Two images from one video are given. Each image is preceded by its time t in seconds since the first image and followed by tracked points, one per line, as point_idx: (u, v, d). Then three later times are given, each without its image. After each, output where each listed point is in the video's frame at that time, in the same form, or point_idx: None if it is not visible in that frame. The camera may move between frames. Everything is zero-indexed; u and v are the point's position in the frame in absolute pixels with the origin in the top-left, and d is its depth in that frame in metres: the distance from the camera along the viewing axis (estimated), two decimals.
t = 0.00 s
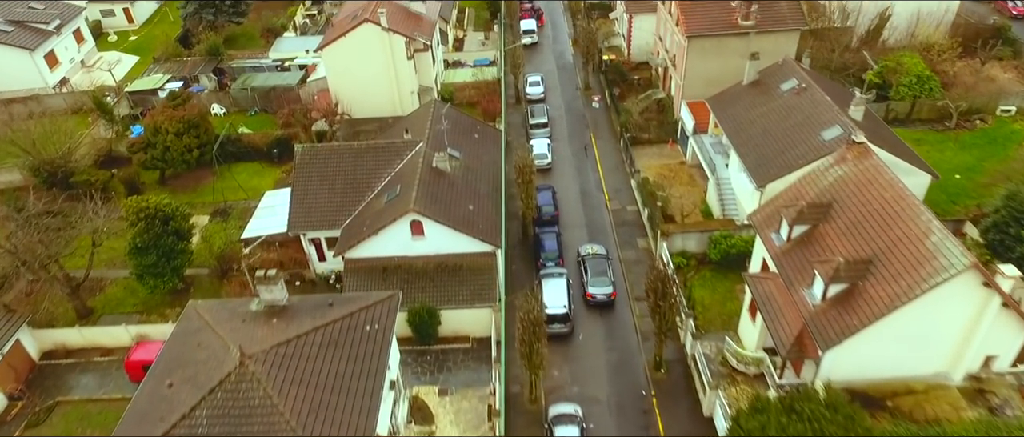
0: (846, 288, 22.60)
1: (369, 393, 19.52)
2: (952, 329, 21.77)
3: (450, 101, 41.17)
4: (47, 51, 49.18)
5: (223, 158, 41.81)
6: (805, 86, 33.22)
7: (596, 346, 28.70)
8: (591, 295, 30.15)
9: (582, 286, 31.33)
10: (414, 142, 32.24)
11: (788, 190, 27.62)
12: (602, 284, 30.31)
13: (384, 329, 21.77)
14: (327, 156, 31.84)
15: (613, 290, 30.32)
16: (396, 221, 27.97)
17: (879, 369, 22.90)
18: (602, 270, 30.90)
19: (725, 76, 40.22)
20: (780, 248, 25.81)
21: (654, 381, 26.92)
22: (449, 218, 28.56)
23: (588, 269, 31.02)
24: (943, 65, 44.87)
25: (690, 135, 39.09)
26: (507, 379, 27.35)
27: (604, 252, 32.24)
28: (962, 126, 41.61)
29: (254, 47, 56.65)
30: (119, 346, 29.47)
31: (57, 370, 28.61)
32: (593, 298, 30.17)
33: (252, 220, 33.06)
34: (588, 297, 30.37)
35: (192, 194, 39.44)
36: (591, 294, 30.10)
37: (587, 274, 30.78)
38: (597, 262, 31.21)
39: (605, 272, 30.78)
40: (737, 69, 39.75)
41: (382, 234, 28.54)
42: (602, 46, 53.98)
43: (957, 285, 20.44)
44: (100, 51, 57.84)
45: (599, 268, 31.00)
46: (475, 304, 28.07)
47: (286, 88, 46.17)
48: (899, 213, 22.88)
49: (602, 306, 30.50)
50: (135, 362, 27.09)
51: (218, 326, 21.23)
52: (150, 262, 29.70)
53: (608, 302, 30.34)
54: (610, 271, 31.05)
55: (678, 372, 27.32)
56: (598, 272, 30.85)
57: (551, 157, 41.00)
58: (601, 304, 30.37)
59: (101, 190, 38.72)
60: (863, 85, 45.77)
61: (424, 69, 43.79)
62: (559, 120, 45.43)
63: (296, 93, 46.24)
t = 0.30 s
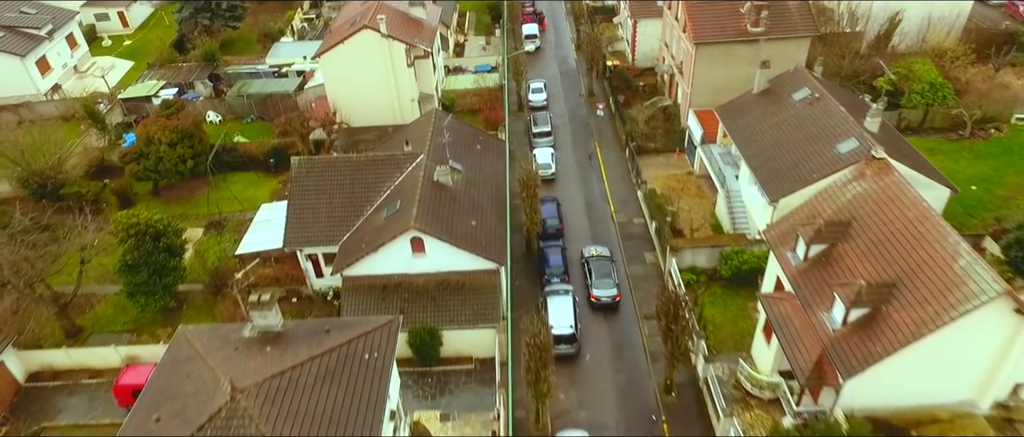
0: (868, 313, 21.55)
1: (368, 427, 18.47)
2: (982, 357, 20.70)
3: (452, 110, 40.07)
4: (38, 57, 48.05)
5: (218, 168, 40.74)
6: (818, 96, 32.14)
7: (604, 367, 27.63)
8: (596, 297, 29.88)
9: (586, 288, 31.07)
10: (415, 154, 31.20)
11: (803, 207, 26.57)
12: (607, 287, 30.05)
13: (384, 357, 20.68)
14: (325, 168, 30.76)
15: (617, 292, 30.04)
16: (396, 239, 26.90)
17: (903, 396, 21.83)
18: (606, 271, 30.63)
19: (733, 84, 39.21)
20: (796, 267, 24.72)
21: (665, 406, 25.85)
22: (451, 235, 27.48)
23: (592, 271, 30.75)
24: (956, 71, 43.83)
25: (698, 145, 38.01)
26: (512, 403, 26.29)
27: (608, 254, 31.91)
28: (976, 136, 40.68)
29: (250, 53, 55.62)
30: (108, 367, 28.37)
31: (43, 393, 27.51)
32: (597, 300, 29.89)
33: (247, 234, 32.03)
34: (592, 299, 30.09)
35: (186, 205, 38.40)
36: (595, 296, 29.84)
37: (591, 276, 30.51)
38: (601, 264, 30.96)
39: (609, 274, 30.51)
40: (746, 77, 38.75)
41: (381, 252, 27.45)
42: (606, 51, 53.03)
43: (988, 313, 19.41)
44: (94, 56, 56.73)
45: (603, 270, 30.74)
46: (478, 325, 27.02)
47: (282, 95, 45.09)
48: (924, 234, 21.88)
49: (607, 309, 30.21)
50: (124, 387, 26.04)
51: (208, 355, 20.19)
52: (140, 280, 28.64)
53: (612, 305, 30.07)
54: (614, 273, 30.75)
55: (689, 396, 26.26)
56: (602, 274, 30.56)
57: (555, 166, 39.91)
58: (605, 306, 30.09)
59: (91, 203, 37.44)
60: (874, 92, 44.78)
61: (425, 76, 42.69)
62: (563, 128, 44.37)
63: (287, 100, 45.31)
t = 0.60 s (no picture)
0: (892, 341, 20.46)
1: None
2: (1014, 389, 19.60)
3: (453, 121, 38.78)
4: (29, 63, 46.93)
5: (212, 179, 39.65)
6: (832, 107, 31.05)
7: (612, 390, 26.56)
8: (600, 300, 29.65)
9: (589, 290, 30.86)
10: (415, 168, 30.08)
11: (820, 225, 25.49)
12: (611, 289, 29.82)
13: (382, 390, 19.55)
14: (322, 182, 29.65)
15: (621, 295, 29.82)
16: (396, 258, 25.82)
17: (928, 429, 20.72)
18: (610, 274, 30.38)
19: (742, 93, 38.10)
20: (813, 289, 23.57)
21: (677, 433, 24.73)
22: (452, 254, 26.37)
23: (595, 274, 30.48)
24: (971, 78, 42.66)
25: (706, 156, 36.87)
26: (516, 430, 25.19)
27: (612, 257, 31.60)
28: (992, 145, 39.54)
29: (246, 58, 54.52)
30: (96, 391, 27.23)
31: (27, 418, 26.36)
32: (601, 303, 29.67)
33: (241, 250, 31.02)
34: (595, 302, 29.86)
35: (179, 217, 37.34)
36: (599, 299, 29.63)
37: (594, 279, 30.27)
38: (605, 266, 30.67)
39: (613, 277, 30.25)
40: (755, 86, 37.68)
41: (380, 271, 26.35)
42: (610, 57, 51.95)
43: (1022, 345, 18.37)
44: (88, 61, 55.67)
45: (607, 272, 30.47)
46: (481, 348, 25.94)
47: (279, 103, 43.98)
48: (951, 258, 20.85)
49: (611, 312, 30.01)
50: (111, 414, 24.97)
51: (197, 389, 19.08)
52: (130, 300, 27.55)
53: (616, 307, 29.83)
54: (618, 276, 30.50)
55: (702, 422, 25.16)
56: (606, 277, 30.31)
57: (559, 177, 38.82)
58: (609, 309, 29.86)
59: (81, 215, 36.41)
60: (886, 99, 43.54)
61: (425, 84, 41.57)
62: (566, 137, 43.31)
63: (287, 108, 44.13)
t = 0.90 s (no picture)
0: (923, 377, 19.22)
1: None
2: None
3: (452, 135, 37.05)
4: (17, 71, 45.52)
5: (205, 192, 38.34)
6: (849, 120, 29.81)
7: (622, 420, 25.30)
8: (604, 304, 29.32)
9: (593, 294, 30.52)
10: (414, 185, 28.81)
11: (840, 247, 24.22)
12: (616, 293, 29.47)
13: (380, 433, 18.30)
14: (317, 199, 28.33)
15: (625, 298, 29.50)
16: (395, 283, 24.50)
17: None
18: (614, 277, 30.01)
19: (752, 104, 36.81)
20: (835, 317, 22.26)
21: None
22: (453, 278, 25.06)
23: (600, 277, 30.10)
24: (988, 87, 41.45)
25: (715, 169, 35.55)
26: None
27: (616, 259, 31.32)
28: (1010, 157, 38.44)
29: (241, 65, 53.17)
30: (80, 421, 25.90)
31: None
32: (605, 306, 29.34)
33: (233, 271, 29.77)
34: (600, 306, 29.53)
35: (171, 232, 36.04)
36: (603, 303, 29.30)
37: (599, 282, 29.91)
38: (609, 270, 30.29)
39: (618, 279, 29.89)
40: (766, 96, 36.40)
41: (377, 297, 25.03)
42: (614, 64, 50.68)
43: None
44: (79, 68, 54.25)
45: (611, 275, 30.11)
46: (483, 377, 24.75)
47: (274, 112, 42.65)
48: (985, 289, 19.66)
49: (616, 315, 29.71)
50: None
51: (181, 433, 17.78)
52: (115, 325, 26.26)
53: (621, 311, 29.52)
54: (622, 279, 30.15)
55: None
56: (610, 280, 29.96)
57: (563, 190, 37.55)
58: (613, 312, 29.55)
59: (68, 231, 35.00)
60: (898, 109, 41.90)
61: (424, 94, 40.26)
62: (570, 147, 42.05)
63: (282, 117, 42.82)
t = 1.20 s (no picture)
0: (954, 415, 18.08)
1: None
2: None
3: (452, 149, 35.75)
4: (6, 78, 44.28)
5: (198, 204, 37.19)
6: (865, 134, 28.68)
7: None
8: (608, 308, 28.95)
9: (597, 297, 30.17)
10: (413, 201, 27.64)
11: (860, 272, 23.13)
12: (620, 297, 29.09)
13: None
14: (312, 217, 27.17)
15: (629, 302, 29.11)
16: (394, 308, 23.34)
17: None
18: (618, 280, 29.63)
19: (763, 114, 35.66)
20: (857, 345, 21.01)
21: None
22: (455, 302, 23.86)
23: (603, 280, 29.74)
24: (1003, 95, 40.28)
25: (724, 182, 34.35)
26: None
27: (620, 263, 31.00)
28: None
29: (237, 71, 52.06)
30: None
31: None
32: (609, 310, 28.97)
33: (224, 291, 28.63)
34: (604, 310, 29.17)
35: (162, 247, 34.87)
36: (607, 306, 28.93)
37: (602, 285, 29.53)
38: (613, 272, 29.93)
39: (621, 283, 29.50)
40: (777, 106, 35.29)
41: (375, 321, 23.84)
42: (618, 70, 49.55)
43: None
44: (71, 74, 53.11)
45: (615, 278, 29.74)
46: (486, 406, 23.63)
47: (269, 121, 41.47)
48: (1018, 322, 18.68)
49: (620, 319, 29.35)
50: None
51: None
52: (101, 350, 25.10)
53: (625, 315, 29.16)
54: (626, 282, 29.76)
55: None
56: (614, 283, 29.58)
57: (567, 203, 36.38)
58: (617, 316, 29.19)
59: (55, 246, 33.80)
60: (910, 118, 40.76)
61: (424, 103, 39.06)
62: (573, 157, 40.92)
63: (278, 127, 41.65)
